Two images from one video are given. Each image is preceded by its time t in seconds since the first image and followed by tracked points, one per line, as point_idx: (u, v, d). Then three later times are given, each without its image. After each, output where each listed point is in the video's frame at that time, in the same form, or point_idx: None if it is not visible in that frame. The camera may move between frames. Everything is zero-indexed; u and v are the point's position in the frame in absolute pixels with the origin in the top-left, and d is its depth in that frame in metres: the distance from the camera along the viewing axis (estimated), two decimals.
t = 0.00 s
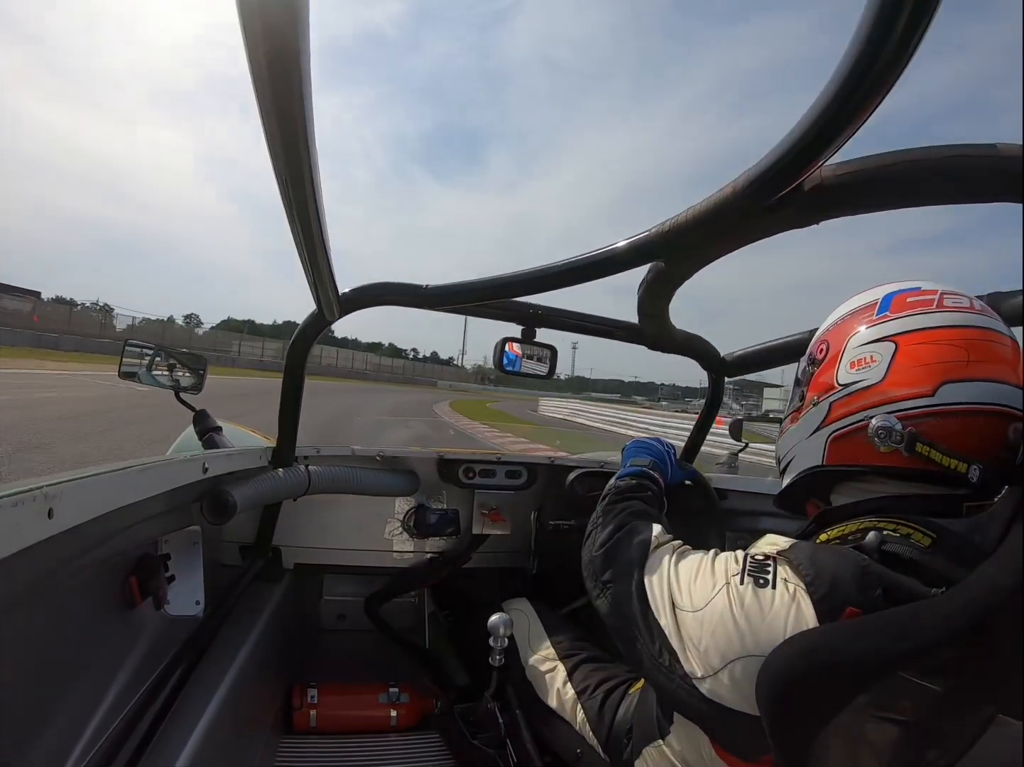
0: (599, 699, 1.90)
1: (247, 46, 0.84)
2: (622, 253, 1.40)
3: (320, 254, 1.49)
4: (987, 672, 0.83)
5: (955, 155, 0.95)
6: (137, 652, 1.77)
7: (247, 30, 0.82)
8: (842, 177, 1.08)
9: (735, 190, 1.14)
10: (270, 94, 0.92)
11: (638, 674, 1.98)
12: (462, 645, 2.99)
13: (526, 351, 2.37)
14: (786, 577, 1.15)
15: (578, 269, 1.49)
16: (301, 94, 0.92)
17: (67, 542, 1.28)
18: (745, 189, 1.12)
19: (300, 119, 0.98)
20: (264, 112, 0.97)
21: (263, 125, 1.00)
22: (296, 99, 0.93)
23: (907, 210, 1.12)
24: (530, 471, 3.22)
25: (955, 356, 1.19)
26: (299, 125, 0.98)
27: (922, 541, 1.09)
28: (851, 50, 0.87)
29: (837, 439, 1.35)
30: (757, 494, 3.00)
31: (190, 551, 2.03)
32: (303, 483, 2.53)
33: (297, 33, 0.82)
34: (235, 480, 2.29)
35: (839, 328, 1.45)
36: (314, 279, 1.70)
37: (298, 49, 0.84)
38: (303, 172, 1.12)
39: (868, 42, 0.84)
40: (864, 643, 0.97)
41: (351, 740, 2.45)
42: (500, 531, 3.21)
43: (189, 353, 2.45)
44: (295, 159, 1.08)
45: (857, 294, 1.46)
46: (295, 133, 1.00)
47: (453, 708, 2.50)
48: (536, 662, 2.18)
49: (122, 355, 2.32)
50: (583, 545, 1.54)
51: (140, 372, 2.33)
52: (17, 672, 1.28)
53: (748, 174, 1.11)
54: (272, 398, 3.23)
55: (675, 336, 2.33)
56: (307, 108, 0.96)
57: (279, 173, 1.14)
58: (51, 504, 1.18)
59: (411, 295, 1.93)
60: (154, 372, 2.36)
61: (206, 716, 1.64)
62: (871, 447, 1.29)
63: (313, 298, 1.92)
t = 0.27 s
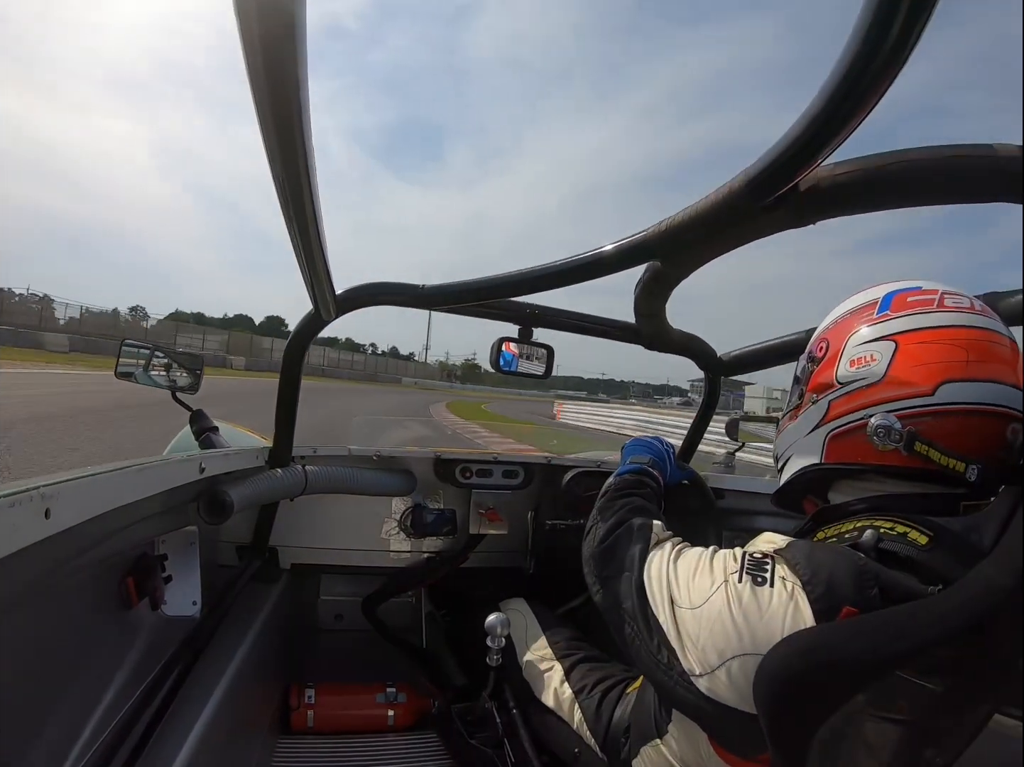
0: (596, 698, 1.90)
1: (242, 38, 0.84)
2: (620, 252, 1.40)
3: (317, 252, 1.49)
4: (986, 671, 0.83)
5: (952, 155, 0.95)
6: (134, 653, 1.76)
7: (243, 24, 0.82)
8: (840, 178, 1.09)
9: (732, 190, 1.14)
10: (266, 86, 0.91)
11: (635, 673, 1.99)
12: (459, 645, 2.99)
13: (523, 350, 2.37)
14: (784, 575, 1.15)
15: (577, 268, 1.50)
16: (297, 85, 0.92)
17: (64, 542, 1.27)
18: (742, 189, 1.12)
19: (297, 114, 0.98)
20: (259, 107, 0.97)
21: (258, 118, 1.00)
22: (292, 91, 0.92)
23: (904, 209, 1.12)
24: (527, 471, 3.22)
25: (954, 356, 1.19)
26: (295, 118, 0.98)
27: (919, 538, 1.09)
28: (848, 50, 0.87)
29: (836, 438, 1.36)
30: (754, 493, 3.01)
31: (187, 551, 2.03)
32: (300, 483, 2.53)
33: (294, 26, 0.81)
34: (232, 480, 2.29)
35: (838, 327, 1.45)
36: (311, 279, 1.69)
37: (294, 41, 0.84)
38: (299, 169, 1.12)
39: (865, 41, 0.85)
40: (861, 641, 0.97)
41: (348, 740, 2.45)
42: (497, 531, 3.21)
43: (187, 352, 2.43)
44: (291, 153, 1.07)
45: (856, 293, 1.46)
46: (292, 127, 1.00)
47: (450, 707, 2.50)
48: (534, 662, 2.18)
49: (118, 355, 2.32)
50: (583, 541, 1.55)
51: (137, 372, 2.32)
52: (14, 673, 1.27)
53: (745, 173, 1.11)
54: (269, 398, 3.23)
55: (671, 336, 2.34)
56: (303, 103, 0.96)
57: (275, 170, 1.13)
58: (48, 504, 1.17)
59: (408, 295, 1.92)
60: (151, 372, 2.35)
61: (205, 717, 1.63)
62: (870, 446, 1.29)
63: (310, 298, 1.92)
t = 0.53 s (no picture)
0: (596, 698, 1.91)
1: (240, 33, 0.84)
2: (619, 252, 1.40)
3: (316, 252, 1.49)
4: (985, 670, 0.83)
5: (951, 154, 0.95)
6: (134, 653, 1.76)
7: (241, 21, 0.82)
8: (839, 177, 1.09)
9: (731, 189, 1.14)
10: (263, 80, 0.91)
11: (635, 673, 1.99)
12: (459, 645, 2.99)
13: (522, 350, 2.36)
14: (784, 574, 1.15)
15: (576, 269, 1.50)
16: (296, 80, 0.91)
17: (61, 543, 1.27)
18: (741, 188, 1.12)
19: (295, 113, 0.98)
20: (258, 105, 0.97)
21: (257, 115, 1.00)
22: (290, 86, 0.92)
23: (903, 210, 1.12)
24: (526, 471, 3.22)
25: (953, 355, 1.20)
26: (294, 116, 0.97)
27: (919, 537, 1.09)
28: (846, 49, 0.87)
29: (835, 437, 1.36)
30: (754, 493, 3.01)
31: (186, 552, 2.03)
32: (299, 483, 2.53)
33: (292, 23, 0.81)
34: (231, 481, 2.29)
35: (836, 327, 1.46)
36: (310, 280, 1.69)
37: (293, 36, 0.84)
38: (297, 168, 1.12)
39: (863, 40, 0.85)
40: (860, 640, 0.97)
41: (348, 740, 2.45)
42: (496, 531, 3.21)
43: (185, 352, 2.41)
44: (290, 150, 1.07)
45: (854, 293, 1.46)
46: (290, 123, 1.00)
47: (450, 708, 2.50)
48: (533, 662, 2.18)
49: (118, 356, 2.32)
50: (582, 540, 1.55)
51: (136, 372, 2.32)
52: (14, 674, 1.27)
53: (744, 172, 1.11)
54: (268, 398, 3.22)
55: (670, 336, 2.33)
56: (301, 102, 0.96)
57: (273, 168, 1.13)
58: (47, 505, 1.17)
59: (407, 295, 1.92)
60: (150, 373, 2.35)
61: (204, 718, 1.63)
62: (869, 446, 1.29)
63: (309, 298, 1.91)
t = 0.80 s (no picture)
0: (596, 698, 1.91)
1: (240, 30, 0.84)
2: (620, 252, 1.40)
3: (315, 252, 1.49)
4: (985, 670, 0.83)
5: (951, 154, 0.95)
6: (134, 653, 1.76)
7: (240, 20, 0.82)
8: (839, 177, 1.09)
9: (731, 188, 1.14)
10: (263, 78, 0.91)
11: (635, 673, 1.99)
12: (459, 645, 3.00)
13: (522, 350, 2.36)
14: (783, 573, 1.15)
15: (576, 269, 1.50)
16: (296, 78, 0.91)
17: (61, 543, 1.27)
18: (741, 187, 1.12)
19: (294, 110, 0.98)
20: (257, 103, 0.97)
21: (257, 114, 1.00)
22: (291, 84, 0.92)
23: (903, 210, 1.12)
24: (526, 470, 3.22)
25: (953, 355, 1.20)
26: (294, 114, 0.97)
27: (919, 536, 1.09)
28: (847, 48, 0.87)
29: (835, 436, 1.36)
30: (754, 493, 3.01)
31: (187, 551, 2.03)
32: (299, 483, 2.53)
33: (291, 20, 0.81)
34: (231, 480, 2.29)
35: (837, 326, 1.46)
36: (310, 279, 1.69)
37: (292, 35, 0.84)
38: (297, 167, 1.12)
39: (863, 39, 0.85)
40: (860, 640, 0.97)
41: (348, 740, 2.45)
42: (496, 530, 3.21)
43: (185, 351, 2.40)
44: (290, 149, 1.07)
45: (855, 293, 1.47)
46: (291, 122, 1.00)
47: (450, 709, 2.52)
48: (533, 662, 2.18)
49: (117, 355, 2.32)
50: (584, 539, 1.55)
51: (136, 372, 2.33)
52: (14, 673, 1.28)
53: (744, 172, 1.11)
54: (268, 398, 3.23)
55: (670, 335, 2.33)
56: (300, 99, 0.96)
57: (273, 167, 1.13)
58: (47, 504, 1.17)
59: (407, 295, 1.92)
60: (150, 372, 2.35)
61: (204, 717, 1.63)
62: (869, 445, 1.29)
63: (309, 297, 1.91)
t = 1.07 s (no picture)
0: (595, 698, 1.91)
1: (238, 28, 0.84)
2: (618, 253, 1.40)
3: (313, 252, 1.49)
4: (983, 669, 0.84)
5: (950, 155, 0.95)
6: (132, 653, 1.76)
7: (239, 18, 0.82)
8: (837, 178, 1.09)
9: (729, 189, 1.14)
10: (262, 77, 0.91)
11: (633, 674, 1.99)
12: (457, 645, 2.99)
13: (520, 350, 2.37)
14: (782, 572, 1.15)
15: (574, 269, 1.50)
16: (294, 77, 0.91)
17: (59, 543, 1.27)
18: (740, 188, 1.12)
19: (292, 109, 0.97)
20: (256, 102, 0.97)
21: (255, 113, 1.00)
22: (289, 83, 0.92)
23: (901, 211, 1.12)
24: (524, 471, 3.23)
25: (952, 355, 1.20)
26: (293, 113, 0.97)
27: (916, 536, 1.09)
28: (846, 49, 0.87)
29: (833, 436, 1.36)
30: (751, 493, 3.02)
31: (185, 552, 2.03)
32: (297, 483, 2.53)
33: (290, 18, 0.81)
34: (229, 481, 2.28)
35: (835, 326, 1.46)
36: (309, 280, 1.69)
37: (291, 34, 0.84)
38: (295, 166, 1.12)
39: (862, 40, 0.85)
40: (859, 639, 0.98)
41: (346, 740, 2.45)
42: (494, 530, 3.21)
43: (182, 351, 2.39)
44: (289, 149, 1.07)
45: (853, 293, 1.47)
46: (290, 121, 0.99)
47: (448, 708, 2.48)
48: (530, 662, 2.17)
49: (116, 355, 2.33)
50: (583, 538, 1.55)
51: (134, 371, 2.33)
52: (12, 673, 1.27)
53: (743, 172, 1.11)
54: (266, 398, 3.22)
55: (668, 336, 2.34)
56: (299, 98, 0.96)
57: (271, 166, 1.13)
58: (45, 505, 1.17)
59: (405, 295, 1.92)
60: (147, 372, 2.36)
61: (203, 717, 1.63)
62: (867, 444, 1.29)
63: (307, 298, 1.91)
